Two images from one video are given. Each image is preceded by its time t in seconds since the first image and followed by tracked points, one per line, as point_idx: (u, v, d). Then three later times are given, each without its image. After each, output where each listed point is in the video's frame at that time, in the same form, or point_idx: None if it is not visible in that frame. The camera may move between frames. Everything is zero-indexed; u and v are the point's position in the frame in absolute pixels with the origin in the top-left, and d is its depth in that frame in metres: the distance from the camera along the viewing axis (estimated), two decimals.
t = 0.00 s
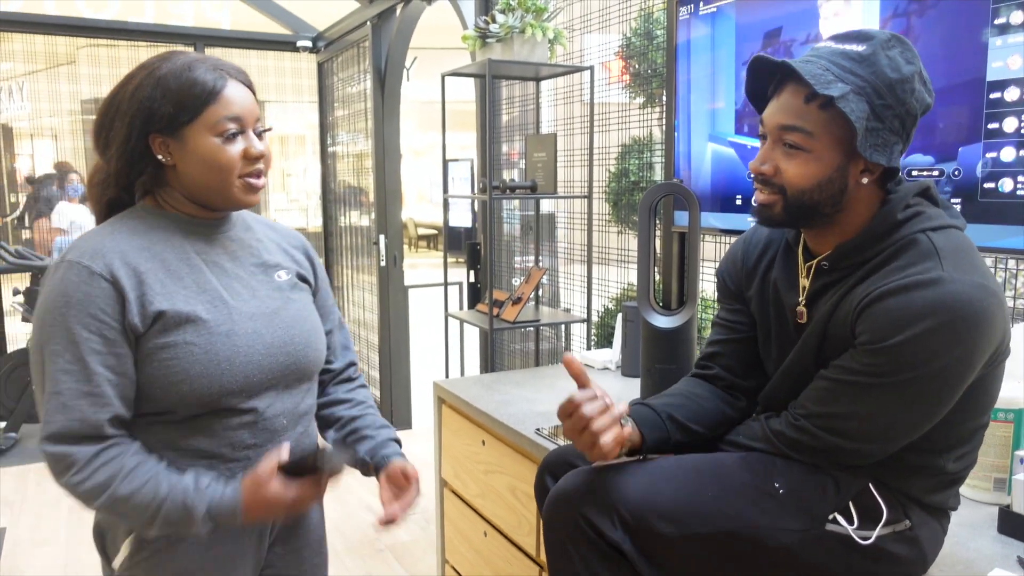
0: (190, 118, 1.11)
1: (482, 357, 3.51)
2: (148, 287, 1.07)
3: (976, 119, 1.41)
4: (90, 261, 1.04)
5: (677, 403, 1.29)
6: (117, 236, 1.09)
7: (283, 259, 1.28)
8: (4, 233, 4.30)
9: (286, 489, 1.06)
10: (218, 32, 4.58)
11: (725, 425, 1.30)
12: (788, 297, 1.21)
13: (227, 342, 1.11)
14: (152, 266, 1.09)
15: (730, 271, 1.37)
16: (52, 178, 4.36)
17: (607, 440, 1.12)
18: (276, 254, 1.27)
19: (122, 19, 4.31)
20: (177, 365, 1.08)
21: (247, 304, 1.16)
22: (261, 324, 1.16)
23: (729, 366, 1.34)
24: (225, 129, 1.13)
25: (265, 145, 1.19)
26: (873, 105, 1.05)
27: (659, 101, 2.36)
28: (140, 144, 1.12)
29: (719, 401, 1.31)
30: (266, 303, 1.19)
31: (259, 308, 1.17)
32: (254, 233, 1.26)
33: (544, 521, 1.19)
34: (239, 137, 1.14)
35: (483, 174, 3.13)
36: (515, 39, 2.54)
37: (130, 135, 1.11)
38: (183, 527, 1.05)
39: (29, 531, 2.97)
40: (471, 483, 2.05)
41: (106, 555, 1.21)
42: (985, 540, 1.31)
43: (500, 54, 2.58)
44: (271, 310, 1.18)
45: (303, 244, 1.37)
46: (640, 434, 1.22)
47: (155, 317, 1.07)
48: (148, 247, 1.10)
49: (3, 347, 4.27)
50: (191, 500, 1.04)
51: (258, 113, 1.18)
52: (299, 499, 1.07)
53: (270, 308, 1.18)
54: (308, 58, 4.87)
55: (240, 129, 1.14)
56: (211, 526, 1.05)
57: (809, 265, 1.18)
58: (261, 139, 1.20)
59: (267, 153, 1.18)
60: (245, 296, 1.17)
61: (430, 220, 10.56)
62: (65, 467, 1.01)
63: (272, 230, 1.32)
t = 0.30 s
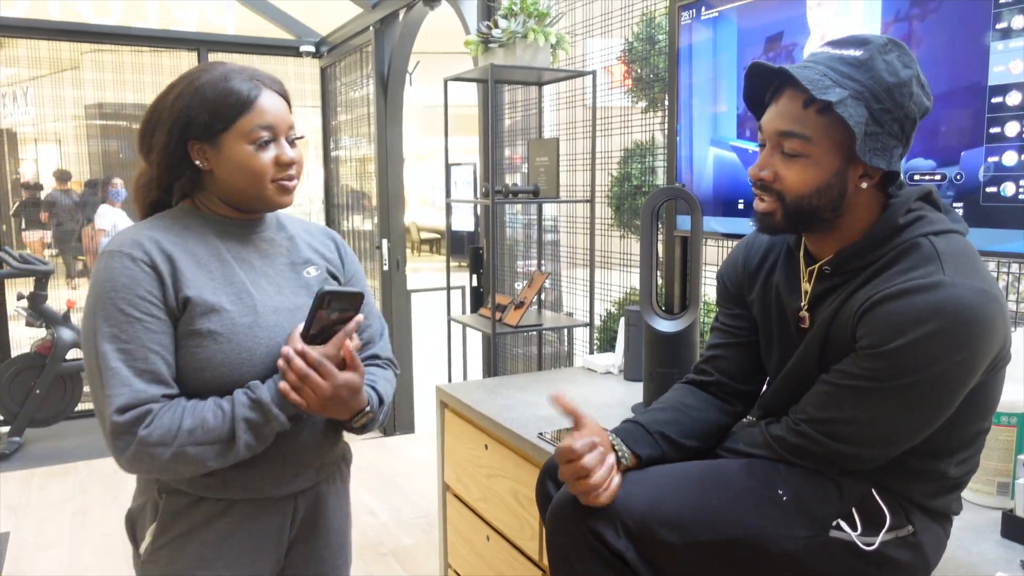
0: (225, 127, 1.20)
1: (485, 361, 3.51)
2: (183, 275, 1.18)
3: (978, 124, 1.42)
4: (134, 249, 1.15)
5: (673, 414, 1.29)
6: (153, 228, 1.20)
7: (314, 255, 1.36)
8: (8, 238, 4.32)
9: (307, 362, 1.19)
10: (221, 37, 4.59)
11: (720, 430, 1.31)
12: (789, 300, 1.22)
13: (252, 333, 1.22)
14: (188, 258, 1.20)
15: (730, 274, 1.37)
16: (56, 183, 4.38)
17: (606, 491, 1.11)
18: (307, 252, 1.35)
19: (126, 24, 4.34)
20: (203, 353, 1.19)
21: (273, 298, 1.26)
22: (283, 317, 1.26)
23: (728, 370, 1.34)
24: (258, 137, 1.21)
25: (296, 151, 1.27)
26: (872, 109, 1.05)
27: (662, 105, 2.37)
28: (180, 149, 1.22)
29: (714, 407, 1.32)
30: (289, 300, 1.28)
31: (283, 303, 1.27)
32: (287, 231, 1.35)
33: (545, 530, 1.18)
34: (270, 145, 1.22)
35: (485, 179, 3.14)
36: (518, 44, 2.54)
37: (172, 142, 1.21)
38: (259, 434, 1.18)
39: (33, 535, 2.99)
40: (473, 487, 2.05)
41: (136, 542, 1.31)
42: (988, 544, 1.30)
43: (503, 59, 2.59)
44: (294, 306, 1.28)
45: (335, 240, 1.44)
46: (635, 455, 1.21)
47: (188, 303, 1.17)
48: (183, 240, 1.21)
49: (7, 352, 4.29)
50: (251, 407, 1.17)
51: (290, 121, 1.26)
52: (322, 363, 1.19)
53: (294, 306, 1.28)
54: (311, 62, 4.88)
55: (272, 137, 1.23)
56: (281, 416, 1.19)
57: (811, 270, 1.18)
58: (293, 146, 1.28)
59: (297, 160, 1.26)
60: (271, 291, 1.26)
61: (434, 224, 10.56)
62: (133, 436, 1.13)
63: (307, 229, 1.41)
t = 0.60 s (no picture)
0: (262, 136, 1.20)
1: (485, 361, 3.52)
2: (217, 278, 1.19)
3: (977, 124, 1.42)
4: (171, 254, 1.17)
5: (676, 410, 1.29)
6: (184, 231, 1.22)
7: (346, 258, 1.37)
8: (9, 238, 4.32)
9: (326, 357, 1.20)
10: (222, 37, 4.60)
11: (722, 428, 1.31)
12: (794, 297, 1.22)
13: (282, 335, 1.23)
14: (221, 260, 1.21)
15: (737, 272, 1.38)
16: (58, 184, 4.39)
17: (610, 471, 1.13)
18: (341, 255, 1.35)
19: (127, 25, 4.34)
20: (236, 354, 1.20)
21: (306, 301, 1.26)
22: (315, 320, 1.27)
23: (735, 368, 1.34)
24: (293, 145, 1.21)
25: (331, 159, 1.27)
26: (873, 109, 1.05)
27: (662, 105, 2.37)
28: (219, 155, 1.23)
29: (717, 403, 1.32)
30: (321, 301, 1.28)
31: (316, 307, 1.27)
32: (321, 234, 1.35)
33: (547, 527, 1.19)
34: (305, 153, 1.23)
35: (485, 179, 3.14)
36: (518, 44, 2.54)
37: (211, 149, 1.22)
38: (282, 432, 1.20)
39: (35, 535, 2.99)
40: (473, 486, 2.06)
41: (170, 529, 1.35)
42: (986, 543, 1.31)
43: (504, 59, 2.59)
44: (326, 309, 1.28)
45: (366, 241, 1.45)
46: (639, 450, 1.22)
47: (221, 306, 1.19)
48: (216, 243, 1.22)
49: (8, 352, 4.29)
50: (274, 405, 1.19)
51: (325, 128, 1.26)
52: (339, 359, 1.20)
53: (325, 307, 1.28)
54: (312, 63, 4.87)
55: (307, 145, 1.23)
56: (303, 414, 1.20)
57: (814, 268, 1.19)
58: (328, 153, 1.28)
59: (331, 167, 1.26)
60: (305, 295, 1.27)
61: (434, 225, 10.56)
62: (162, 433, 1.14)
63: (338, 230, 1.41)
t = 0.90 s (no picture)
0: (275, 141, 1.21)
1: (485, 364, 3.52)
2: (229, 275, 1.19)
3: (978, 127, 1.42)
4: (183, 251, 1.17)
5: (677, 411, 1.29)
6: (198, 230, 1.22)
7: (355, 260, 1.38)
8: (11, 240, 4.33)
9: (342, 347, 1.22)
10: (224, 40, 4.61)
11: (724, 426, 1.31)
12: (801, 298, 1.22)
13: (295, 331, 1.23)
14: (233, 257, 1.21)
15: (745, 272, 1.38)
16: (60, 186, 4.40)
17: (607, 471, 1.13)
18: (350, 257, 1.36)
19: (129, 27, 4.35)
20: (248, 350, 1.20)
21: (317, 300, 1.27)
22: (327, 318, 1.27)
23: (741, 367, 1.35)
24: (306, 151, 1.22)
25: (342, 166, 1.27)
26: (872, 112, 1.06)
27: (663, 108, 2.37)
28: (232, 157, 1.23)
29: (719, 403, 1.32)
30: (333, 301, 1.29)
31: (328, 305, 1.28)
32: (329, 237, 1.36)
33: (546, 527, 1.19)
34: (317, 160, 1.23)
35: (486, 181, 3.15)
36: (520, 47, 2.54)
37: (224, 150, 1.22)
38: (299, 425, 1.20)
39: (35, 537, 2.98)
40: (474, 488, 2.06)
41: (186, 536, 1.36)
42: (987, 546, 1.31)
43: (505, 62, 2.59)
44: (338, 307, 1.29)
45: (373, 245, 1.46)
46: (638, 450, 1.22)
47: (234, 303, 1.19)
48: (228, 241, 1.23)
49: (9, 353, 4.30)
50: (290, 399, 1.19)
51: (339, 136, 1.26)
52: (356, 348, 1.22)
53: (336, 305, 1.29)
54: (313, 65, 4.88)
55: (320, 152, 1.23)
56: (319, 407, 1.21)
57: (823, 270, 1.19)
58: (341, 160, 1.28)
59: (343, 174, 1.27)
60: (316, 294, 1.27)
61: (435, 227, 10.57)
62: (175, 429, 1.14)
63: (347, 233, 1.42)
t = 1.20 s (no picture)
0: (273, 137, 1.21)
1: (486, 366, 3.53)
2: (234, 274, 1.19)
3: (979, 129, 1.42)
4: (185, 251, 1.16)
5: (679, 412, 1.29)
6: (200, 231, 1.22)
7: (353, 260, 1.39)
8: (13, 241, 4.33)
9: (365, 365, 1.22)
10: (225, 41, 4.62)
11: (725, 427, 1.31)
12: (806, 300, 1.22)
13: (302, 330, 1.23)
14: (236, 257, 1.21)
15: (749, 272, 1.38)
16: (62, 188, 4.40)
17: (608, 474, 1.13)
18: (348, 257, 1.37)
19: (131, 29, 4.36)
20: (256, 350, 1.20)
21: (321, 299, 1.27)
22: (333, 317, 1.28)
23: (744, 368, 1.35)
24: (305, 145, 1.22)
25: (341, 162, 1.28)
26: (874, 114, 1.06)
27: (664, 110, 2.37)
28: (228, 157, 1.23)
29: (720, 404, 1.32)
30: (337, 300, 1.30)
31: (332, 304, 1.28)
32: (326, 239, 1.37)
33: (548, 528, 1.19)
34: (316, 154, 1.24)
35: (487, 183, 3.15)
36: (521, 49, 2.55)
37: (221, 150, 1.22)
38: (313, 438, 1.21)
39: (36, 538, 2.98)
40: (475, 490, 2.06)
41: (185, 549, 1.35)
42: (988, 549, 1.31)
43: (506, 63, 2.60)
44: (342, 306, 1.30)
45: (367, 247, 1.47)
46: (640, 451, 1.22)
47: (241, 303, 1.19)
48: (230, 241, 1.22)
49: (10, 354, 4.30)
50: (307, 411, 1.19)
51: (335, 130, 1.27)
52: (378, 368, 1.21)
53: (340, 304, 1.29)
54: (314, 67, 4.90)
55: (318, 146, 1.24)
56: (334, 422, 1.21)
57: (827, 271, 1.19)
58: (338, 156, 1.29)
59: (341, 168, 1.28)
60: (319, 293, 1.28)
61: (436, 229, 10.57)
62: (185, 436, 1.12)
63: (342, 236, 1.43)
